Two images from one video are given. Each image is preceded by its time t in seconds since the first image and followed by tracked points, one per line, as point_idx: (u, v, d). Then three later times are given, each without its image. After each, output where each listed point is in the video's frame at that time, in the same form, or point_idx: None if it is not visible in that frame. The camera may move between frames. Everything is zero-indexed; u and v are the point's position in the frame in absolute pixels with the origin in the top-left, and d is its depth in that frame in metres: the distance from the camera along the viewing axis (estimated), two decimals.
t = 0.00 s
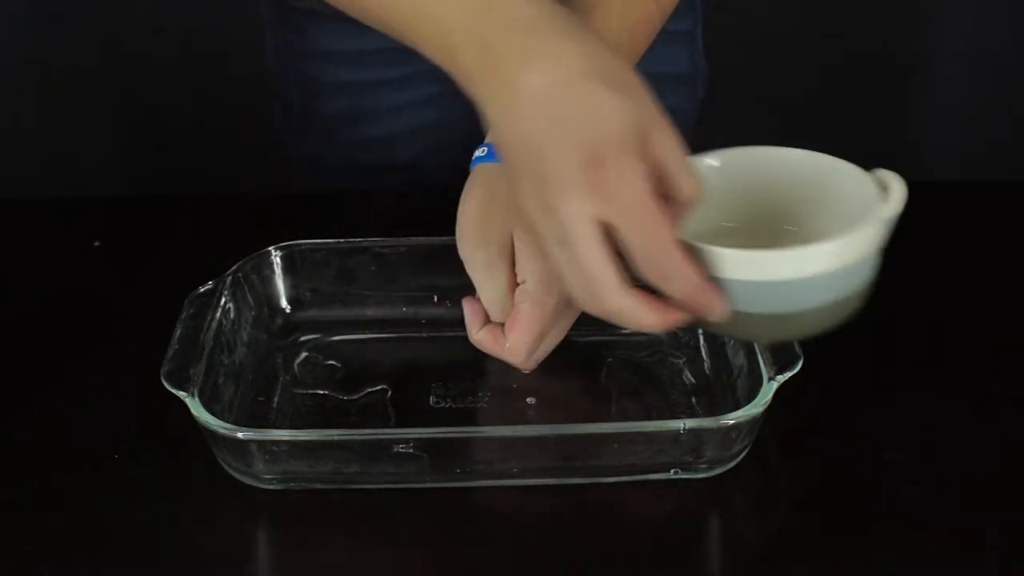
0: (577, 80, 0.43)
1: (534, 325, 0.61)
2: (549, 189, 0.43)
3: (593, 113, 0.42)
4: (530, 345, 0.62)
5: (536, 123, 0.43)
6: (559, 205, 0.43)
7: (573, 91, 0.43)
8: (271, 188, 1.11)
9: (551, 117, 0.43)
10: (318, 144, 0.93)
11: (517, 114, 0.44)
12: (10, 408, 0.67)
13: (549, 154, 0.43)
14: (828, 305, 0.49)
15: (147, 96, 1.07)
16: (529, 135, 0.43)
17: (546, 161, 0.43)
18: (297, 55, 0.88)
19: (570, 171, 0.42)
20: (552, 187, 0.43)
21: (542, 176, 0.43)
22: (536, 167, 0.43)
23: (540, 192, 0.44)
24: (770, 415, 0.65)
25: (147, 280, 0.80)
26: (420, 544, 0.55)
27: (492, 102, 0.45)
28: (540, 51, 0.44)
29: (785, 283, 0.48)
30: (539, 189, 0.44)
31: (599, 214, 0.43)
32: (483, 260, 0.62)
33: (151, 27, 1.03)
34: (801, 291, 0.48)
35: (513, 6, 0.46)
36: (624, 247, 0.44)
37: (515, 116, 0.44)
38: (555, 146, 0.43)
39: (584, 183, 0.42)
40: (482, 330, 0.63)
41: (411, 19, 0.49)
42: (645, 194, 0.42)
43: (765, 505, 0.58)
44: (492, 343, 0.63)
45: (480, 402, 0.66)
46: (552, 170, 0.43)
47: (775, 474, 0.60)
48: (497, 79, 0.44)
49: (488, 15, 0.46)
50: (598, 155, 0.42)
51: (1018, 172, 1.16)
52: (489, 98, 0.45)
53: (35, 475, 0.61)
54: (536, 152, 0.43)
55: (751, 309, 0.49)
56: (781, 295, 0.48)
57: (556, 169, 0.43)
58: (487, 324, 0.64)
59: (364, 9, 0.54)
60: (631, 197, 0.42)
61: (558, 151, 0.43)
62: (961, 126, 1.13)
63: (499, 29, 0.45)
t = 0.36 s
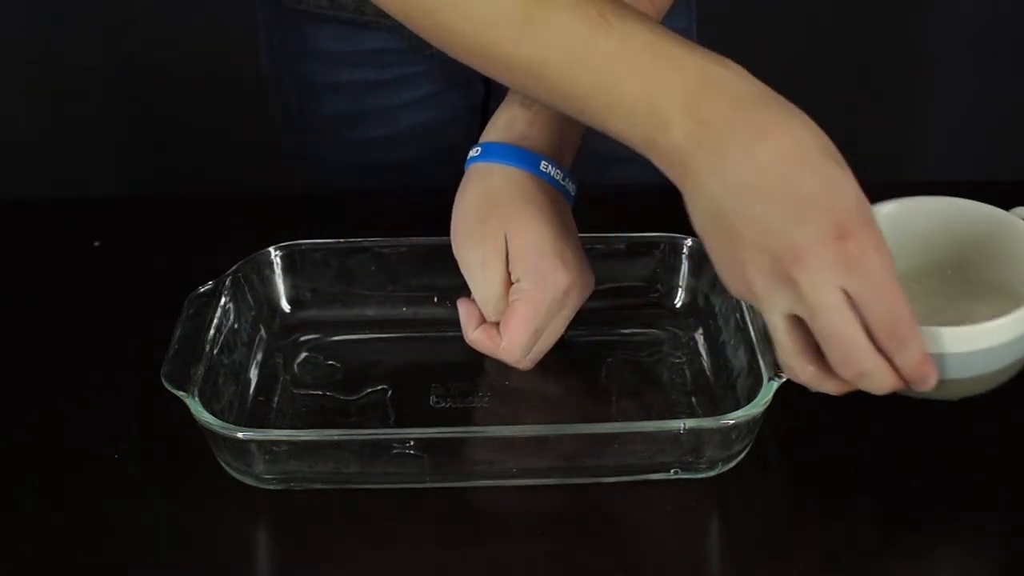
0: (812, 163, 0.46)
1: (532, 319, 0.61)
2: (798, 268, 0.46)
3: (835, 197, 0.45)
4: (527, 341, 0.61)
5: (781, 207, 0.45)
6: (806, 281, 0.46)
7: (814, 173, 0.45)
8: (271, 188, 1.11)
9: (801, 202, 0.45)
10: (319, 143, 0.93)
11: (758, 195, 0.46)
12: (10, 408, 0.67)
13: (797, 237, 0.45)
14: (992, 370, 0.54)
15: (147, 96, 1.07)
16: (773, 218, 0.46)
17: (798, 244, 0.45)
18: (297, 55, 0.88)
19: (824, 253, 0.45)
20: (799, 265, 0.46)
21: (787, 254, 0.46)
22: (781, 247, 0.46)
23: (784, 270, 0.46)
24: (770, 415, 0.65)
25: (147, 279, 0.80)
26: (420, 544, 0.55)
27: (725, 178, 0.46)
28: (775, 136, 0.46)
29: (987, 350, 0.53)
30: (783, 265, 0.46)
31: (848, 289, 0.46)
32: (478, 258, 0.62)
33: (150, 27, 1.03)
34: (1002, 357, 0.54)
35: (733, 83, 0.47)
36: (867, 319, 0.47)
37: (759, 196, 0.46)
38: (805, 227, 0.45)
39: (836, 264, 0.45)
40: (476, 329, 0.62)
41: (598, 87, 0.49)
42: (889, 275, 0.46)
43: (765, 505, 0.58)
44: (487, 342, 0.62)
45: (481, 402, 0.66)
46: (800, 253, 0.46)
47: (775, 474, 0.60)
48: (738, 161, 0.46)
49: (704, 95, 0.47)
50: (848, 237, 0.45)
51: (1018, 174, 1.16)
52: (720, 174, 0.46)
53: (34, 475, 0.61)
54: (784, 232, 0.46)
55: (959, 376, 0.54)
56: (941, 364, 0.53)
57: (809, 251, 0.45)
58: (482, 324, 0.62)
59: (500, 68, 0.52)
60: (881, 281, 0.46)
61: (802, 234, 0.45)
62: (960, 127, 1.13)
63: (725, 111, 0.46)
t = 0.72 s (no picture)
0: (842, 209, 0.47)
1: (531, 319, 0.61)
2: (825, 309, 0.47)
3: (863, 242, 0.47)
4: (528, 341, 0.61)
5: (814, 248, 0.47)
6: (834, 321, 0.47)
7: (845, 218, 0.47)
8: (271, 188, 1.11)
9: (835, 245, 0.47)
10: (320, 143, 0.93)
11: (790, 237, 0.47)
12: (10, 408, 0.67)
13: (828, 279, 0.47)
14: (1006, 422, 0.57)
15: (147, 96, 1.07)
16: (806, 260, 0.47)
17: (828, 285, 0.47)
18: (297, 55, 0.88)
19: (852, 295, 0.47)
20: (828, 306, 0.47)
21: (816, 295, 0.47)
22: (810, 289, 0.47)
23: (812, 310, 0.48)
24: (770, 415, 0.65)
25: (147, 280, 0.80)
26: (420, 544, 0.55)
27: (758, 219, 0.48)
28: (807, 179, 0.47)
29: (998, 403, 0.56)
30: (809, 306, 0.48)
31: (873, 331, 0.47)
32: (476, 258, 0.62)
33: (150, 27, 1.03)
34: (1014, 409, 0.56)
35: (769, 128, 0.49)
36: (888, 361, 0.49)
37: (791, 237, 0.47)
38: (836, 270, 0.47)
39: (865, 306, 0.47)
40: (475, 330, 0.62)
41: (635, 124, 0.50)
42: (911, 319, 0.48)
43: (764, 505, 0.58)
44: (485, 342, 0.62)
45: (481, 402, 0.66)
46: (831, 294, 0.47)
47: (774, 474, 0.60)
48: (775, 203, 0.47)
49: (740, 139, 0.48)
50: (877, 281, 0.47)
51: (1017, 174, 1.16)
52: (753, 214, 0.48)
53: (34, 475, 0.61)
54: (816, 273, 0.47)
55: (970, 426, 0.57)
56: (955, 415, 0.56)
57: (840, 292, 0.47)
58: (482, 324, 0.62)
59: (532, 99, 0.52)
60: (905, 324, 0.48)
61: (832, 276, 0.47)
62: (960, 127, 1.13)
63: (759, 154, 0.48)
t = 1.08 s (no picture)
0: (754, 194, 0.42)
1: (556, 310, 0.61)
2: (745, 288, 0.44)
3: (802, 244, 0.42)
4: (549, 333, 0.61)
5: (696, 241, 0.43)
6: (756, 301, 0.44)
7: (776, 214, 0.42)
8: (271, 188, 1.11)
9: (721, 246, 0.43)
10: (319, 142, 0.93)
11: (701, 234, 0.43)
12: (10, 408, 0.67)
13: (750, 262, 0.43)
14: (1005, 439, 0.57)
15: (147, 96, 1.07)
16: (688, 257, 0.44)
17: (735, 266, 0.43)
18: (297, 54, 0.88)
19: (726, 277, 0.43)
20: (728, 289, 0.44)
21: (703, 275, 0.44)
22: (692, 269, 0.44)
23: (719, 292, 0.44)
24: (770, 416, 0.65)
25: (146, 279, 0.80)
26: (420, 544, 0.55)
27: (645, 205, 0.45)
28: (700, 173, 0.43)
29: (998, 419, 0.56)
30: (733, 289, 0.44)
31: (793, 311, 0.44)
32: (502, 249, 0.61)
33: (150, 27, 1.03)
34: (1016, 426, 0.57)
35: (691, 95, 0.44)
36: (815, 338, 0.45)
37: (693, 234, 0.44)
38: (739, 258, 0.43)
39: (794, 281, 0.43)
40: (497, 318, 0.61)
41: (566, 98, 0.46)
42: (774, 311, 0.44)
43: (764, 505, 0.58)
44: (507, 331, 0.61)
45: (480, 402, 0.66)
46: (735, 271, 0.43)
47: (774, 474, 0.60)
48: (681, 186, 0.44)
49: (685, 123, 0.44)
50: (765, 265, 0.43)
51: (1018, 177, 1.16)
52: (646, 198, 0.45)
53: (34, 475, 0.61)
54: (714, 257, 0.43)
55: (970, 439, 0.57)
56: (954, 425, 0.57)
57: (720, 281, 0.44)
58: (500, 314, 0.62)
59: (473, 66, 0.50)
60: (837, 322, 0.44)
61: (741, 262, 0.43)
62: (961, 128, 1.13)
63: (642, 126, 0.45)
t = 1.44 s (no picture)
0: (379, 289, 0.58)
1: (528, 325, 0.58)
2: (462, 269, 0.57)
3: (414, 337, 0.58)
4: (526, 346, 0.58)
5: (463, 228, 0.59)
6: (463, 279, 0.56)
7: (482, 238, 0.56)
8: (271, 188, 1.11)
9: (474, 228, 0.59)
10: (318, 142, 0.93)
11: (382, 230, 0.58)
12: (10, 408, 0.67)
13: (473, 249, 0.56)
14: (1005, 439, 0.57)
15: (147, 96, 1.07)
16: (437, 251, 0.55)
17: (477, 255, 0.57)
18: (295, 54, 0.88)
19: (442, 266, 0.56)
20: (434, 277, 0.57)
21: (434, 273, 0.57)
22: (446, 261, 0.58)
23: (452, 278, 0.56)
24: (771, 416, 0.65)
25: (146, 279, 0.80)
26: (420, 544, 0.56)
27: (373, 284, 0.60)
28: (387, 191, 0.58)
29: (998, 419, 0.56)
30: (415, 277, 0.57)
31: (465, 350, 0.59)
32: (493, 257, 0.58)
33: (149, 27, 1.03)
34: (1017, 426, 0.57)
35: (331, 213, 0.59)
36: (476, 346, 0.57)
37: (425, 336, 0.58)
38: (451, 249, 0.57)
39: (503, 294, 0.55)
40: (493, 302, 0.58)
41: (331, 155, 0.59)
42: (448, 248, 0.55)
43: (764, 505, 0.58)
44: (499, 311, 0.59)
45: (480, 402, 0.66)
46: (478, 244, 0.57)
47: (775, 474, 0.60)
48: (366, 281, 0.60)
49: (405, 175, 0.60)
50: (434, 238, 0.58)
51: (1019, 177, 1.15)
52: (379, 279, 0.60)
53: (34, 475, 0.61)
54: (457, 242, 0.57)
55: (970, 439, 0.57)
56: (954, 425, 0.57)
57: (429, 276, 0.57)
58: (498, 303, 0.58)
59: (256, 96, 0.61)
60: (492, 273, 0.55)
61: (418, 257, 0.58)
62: (961, 128, 1.13)
63: (355, 204, 0.57)
